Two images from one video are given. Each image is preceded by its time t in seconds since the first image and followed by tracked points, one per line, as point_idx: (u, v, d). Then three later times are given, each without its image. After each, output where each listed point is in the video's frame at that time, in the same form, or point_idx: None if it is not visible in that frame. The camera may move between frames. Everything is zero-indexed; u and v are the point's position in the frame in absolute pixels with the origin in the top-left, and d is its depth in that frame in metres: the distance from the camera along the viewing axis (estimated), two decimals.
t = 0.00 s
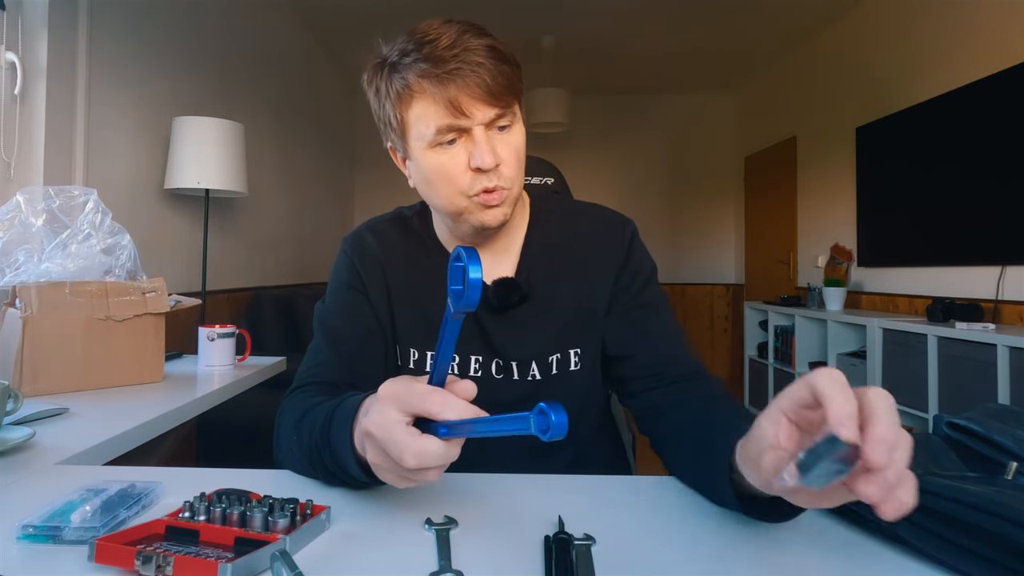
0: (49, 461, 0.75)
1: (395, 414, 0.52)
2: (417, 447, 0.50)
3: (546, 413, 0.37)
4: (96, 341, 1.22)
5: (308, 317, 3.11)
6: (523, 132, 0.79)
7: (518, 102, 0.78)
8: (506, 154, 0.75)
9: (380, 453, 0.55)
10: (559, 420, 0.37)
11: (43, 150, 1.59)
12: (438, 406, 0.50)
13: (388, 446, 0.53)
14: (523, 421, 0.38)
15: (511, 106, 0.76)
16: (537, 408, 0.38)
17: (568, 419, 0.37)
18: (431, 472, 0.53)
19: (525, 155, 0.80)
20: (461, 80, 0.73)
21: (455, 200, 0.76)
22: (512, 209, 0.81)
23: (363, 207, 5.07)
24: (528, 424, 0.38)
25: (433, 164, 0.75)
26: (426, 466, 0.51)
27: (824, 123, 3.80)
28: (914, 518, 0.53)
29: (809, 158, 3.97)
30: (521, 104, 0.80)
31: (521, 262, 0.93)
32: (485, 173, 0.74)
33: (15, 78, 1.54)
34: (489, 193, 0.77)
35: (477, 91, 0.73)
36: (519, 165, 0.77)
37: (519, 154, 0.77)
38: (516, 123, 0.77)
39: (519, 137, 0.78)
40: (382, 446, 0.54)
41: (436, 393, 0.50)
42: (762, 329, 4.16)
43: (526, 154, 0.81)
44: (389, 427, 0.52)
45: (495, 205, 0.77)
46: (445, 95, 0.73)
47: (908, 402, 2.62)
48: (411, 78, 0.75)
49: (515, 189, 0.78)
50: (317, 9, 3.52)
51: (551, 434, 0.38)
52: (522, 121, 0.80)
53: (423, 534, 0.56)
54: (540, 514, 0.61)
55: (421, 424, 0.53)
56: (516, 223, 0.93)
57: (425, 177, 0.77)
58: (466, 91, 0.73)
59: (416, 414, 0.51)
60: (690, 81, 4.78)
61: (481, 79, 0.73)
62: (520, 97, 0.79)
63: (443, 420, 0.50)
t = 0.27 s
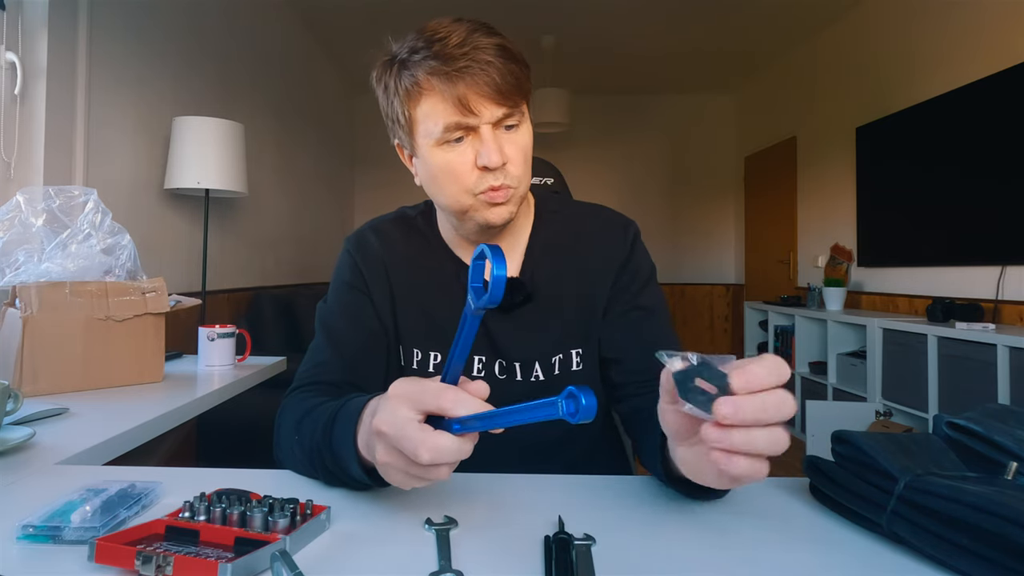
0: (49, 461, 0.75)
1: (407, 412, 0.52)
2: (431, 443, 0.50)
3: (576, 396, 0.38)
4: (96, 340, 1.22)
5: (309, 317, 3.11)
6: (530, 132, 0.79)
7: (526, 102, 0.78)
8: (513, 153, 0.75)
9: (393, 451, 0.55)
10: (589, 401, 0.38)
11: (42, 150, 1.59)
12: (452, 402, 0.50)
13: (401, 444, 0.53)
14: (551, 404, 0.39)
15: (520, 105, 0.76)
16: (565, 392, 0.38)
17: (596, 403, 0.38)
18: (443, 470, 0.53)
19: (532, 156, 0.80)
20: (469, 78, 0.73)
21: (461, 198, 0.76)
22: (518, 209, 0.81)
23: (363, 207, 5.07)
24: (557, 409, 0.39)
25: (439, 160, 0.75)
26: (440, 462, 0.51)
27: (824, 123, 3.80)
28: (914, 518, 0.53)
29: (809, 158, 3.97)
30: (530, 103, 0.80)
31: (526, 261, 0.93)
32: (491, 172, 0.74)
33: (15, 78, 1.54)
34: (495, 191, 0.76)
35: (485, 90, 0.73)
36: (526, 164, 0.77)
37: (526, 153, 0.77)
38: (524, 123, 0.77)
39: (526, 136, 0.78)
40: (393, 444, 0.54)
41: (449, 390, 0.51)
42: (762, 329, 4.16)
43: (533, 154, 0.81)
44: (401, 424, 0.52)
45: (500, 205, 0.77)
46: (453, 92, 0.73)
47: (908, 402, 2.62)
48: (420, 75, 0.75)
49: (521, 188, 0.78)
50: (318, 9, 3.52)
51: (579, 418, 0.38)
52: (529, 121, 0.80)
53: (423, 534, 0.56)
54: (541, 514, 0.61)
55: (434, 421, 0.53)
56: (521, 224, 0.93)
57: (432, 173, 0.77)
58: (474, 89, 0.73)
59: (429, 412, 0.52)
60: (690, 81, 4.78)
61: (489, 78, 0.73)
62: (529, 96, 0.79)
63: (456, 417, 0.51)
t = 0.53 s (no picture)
0: (49, 461, 0.75)
1: (412, 403, 0.52)
2: (436, 431, 0.51)
3: (579, 366, 0.37)
4: (96, 340, 1.22)
5: (308, 317, 3.11)
6: (527, 138, 0.78)
7: (523, 108, 0.77)
8: (506, 161, 0.75)
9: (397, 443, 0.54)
10: (591, 370, 0.37)
11: (42, 150, 1.59)
12: (458, 392, 0.51)
13: (405, 433, 0.53)
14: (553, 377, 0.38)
15: (514, 111, 0.75)
16: (566, 362, 0.37)
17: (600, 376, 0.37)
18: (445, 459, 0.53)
19: (528, 162, 0.79)
20: (461, 87, 0.73)
21: (453, 206, 0.76)
22: (514, 215, 0.81)
23: (363, 207, 5.07)
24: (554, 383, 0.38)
25: (432, 168, 0.75)
26: (444, 451, 0.51)
27: (824, 123, 3.80)
28: (914, 518, 0.53)
29: (809, 158, 3.97)
30: (527, 109, 0.78)
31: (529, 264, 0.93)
32: (482, 181, 0.74)
33: (15, 78, 1.54)
34: (488, 199, 0.76)
35: (476, 98, 0.72)
36: (520, 171, 0.76)
37: (520, 161, 0.76)
38: (519, 129, 0.76)
39: (522, 144, 0.77)
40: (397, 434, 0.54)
41: (456, 381, 0.51)
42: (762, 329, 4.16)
43: (530, 160, 0.80)
44: (406, 414, 0.52)
45: (493, 212, 0.77)
46: (444, 101, 0.73)
47: (908, 402, 2.62)
48: (413, 82, 0.75)
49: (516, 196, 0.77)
50: (317, 9, 3.52)
51: (582, 391, 0.37)
52: (527, 126, 0.79)
53: (423, 534, 0.56)
54: (541, 514, 0.61)
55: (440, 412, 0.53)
56: (523, 226, 0.93)
57: (426, 180, 0.77)
58: (466, 97, 0.72)
59: (435, 403, 0.52)
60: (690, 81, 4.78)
61: (480, 87, 0.72)
62: (526, 101, 0.78)
63: (460, 406, 0.51)
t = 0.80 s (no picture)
0: (49, 461, 0.75)
1: (413, 405, 0.52)
2: (436, 434, 0.51)
3: (571, 378, 0.38)
4: (96, 341, 1.22)
5: (308, 317, 3.11)
6: (525, 146, 0.76)
7: (521, 117, 0.73)
8: (500, 175, 0.74)
9: (398, 446, 0.55)
10: (582, 381, 0.38)
11: (42, 150, 1.59)
12: (458, 393, 0.51)
13: (407, 437, 0.53)
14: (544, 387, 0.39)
15: (511, 123, 0.72)
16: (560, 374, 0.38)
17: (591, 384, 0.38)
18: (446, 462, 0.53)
19: (525, 170, 0.77)
20: (452, 102, 0.69)
21: (450, 216, 0.77)
22: (512, 220, 0.81)
23: (363, 208, 5.07)
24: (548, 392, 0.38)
25: (427, 181, 0.75)
26: (446, 454, 0.51)
27: (824, 123, 3.80)
28: (914, 519, 0.53)
29: (809, 158, 3.97)
30: (525, 118, 0.75)
31: (530, 267, 0.93)
32: (476, 195, 0.73)
33: (15, 78, 1.54)
34: (483, 211, 0.76)
35: (467, 115, 0.69)
36: (515, 184, 0.75)
37: (515, 174, 0.75)
38: (516, 140, 0.73)
39: (518, 156, 0.75)
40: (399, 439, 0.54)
41: (455, 382, 0.52)
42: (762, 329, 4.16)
43: (528, 167, 0.78)
44: (406, 416, 0.52)
45: (488, 222, 0.77)
46: (435, 117, 0.69)
47: (908, 402, 2.62)
48: (405, 96, 0.71)
49: (511, 206, 0.77)
50: (317, 9, 3.52)
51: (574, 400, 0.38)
52: (525, 134, 0.76)
53: (423, 534, 0.56)
54: (541, 514, 0.61)
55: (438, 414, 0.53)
56: (525, 230, 0.93)
57: (423, 189, 0.77)
58: (457, 114, 0.69)
59: (435, 404, 0.52)
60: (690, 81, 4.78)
61: (472, 102, 0.69)
62: (523, 111, 0.74)
63: (460, 407, 0.51)
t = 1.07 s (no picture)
0: (49, 461, 0.75)
1: (431, 424, 0.52)
2: (467, 451, 0.51)
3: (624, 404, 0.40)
4: (96, 341, 1.22)
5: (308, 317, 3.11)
6: (530, 159, 0.74)
7: (525, 130, 0.72)
8: (503, 189, 0.73)
9: (423, 464, 0.54)
10: (638, 406, 0.40)
11: (42, 150, 1.59)
12: (472, 405, 0.51)
13: (434, 457, 0.53)
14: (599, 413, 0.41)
15: (514, 137, 0.71)
16: (615, 402, 0.40)
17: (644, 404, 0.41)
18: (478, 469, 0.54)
19: (530, 182, 0.76)
20: (453, 117, 0.68)
21: (453, 228, 0.76)
22: (517, 232, 0.80)
23: (363, 208, 5.07)
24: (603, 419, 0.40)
25: (429, 193, 0.74)
26: (480, 464, 0.51)
27: (824, 123, 3.80)
28: (914, 519, 0.53)
29: (809, 158, 3.97)
30: (529, 130, 0.73)
31: (535, 270, 0.93)
32: (478, 209, 0.73)
33: (15, 78, 1.54)
34: (486, 224, 0.75)
35: (469, 130, 0.68)
36: (518, 197, 0.74)
37: (518, 187, 0.74)
38: (520, 153, 0.72)
39: (522, 169, 0.74)
40: (423, 457, 0.54)
41: (464, 393, 0.51)
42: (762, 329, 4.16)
43: (534, 180, 0.77)
44: (429, 438, 0.52)
45: (491, 236, 0.76)
46: (436, 132, 0.69)
47: (908, 402, 2.62)
48: (407, 110, 0.71)
49: (515, 219, 0.76)
50: (317, 9, 3.52)
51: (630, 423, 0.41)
52: (529, 147, 0.74)
53: (423, 534, 0.56)
54: (541, 514, 0.61)
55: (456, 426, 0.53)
56: (530, 233, 0.93)
57: (426, 201, 0.76)
58: (458, 129, 0.68)
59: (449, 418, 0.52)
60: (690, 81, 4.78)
61: (473, 118, 0.68)
62: (527, 124, 0.73)
63: (480, 418, 0.51)
